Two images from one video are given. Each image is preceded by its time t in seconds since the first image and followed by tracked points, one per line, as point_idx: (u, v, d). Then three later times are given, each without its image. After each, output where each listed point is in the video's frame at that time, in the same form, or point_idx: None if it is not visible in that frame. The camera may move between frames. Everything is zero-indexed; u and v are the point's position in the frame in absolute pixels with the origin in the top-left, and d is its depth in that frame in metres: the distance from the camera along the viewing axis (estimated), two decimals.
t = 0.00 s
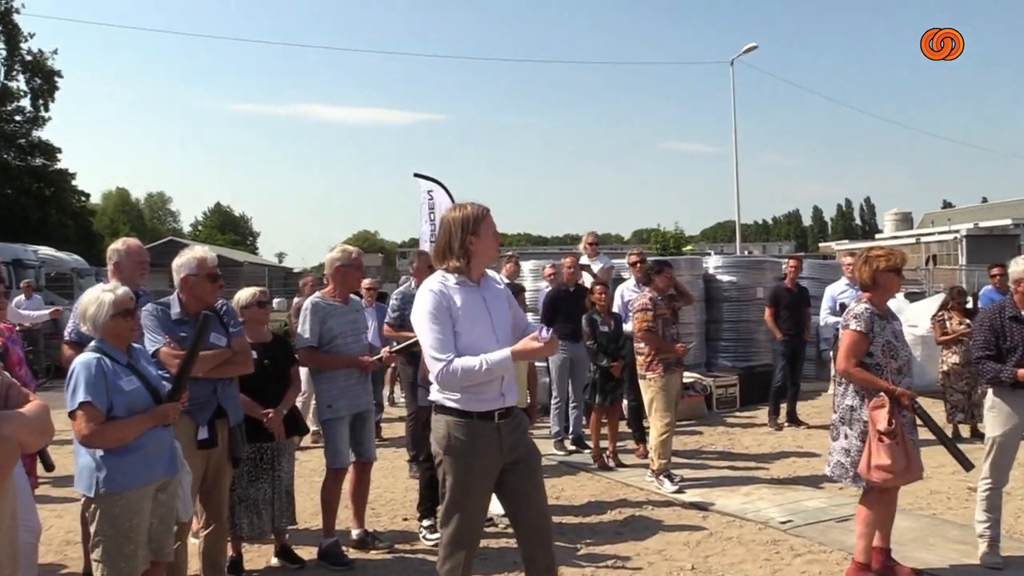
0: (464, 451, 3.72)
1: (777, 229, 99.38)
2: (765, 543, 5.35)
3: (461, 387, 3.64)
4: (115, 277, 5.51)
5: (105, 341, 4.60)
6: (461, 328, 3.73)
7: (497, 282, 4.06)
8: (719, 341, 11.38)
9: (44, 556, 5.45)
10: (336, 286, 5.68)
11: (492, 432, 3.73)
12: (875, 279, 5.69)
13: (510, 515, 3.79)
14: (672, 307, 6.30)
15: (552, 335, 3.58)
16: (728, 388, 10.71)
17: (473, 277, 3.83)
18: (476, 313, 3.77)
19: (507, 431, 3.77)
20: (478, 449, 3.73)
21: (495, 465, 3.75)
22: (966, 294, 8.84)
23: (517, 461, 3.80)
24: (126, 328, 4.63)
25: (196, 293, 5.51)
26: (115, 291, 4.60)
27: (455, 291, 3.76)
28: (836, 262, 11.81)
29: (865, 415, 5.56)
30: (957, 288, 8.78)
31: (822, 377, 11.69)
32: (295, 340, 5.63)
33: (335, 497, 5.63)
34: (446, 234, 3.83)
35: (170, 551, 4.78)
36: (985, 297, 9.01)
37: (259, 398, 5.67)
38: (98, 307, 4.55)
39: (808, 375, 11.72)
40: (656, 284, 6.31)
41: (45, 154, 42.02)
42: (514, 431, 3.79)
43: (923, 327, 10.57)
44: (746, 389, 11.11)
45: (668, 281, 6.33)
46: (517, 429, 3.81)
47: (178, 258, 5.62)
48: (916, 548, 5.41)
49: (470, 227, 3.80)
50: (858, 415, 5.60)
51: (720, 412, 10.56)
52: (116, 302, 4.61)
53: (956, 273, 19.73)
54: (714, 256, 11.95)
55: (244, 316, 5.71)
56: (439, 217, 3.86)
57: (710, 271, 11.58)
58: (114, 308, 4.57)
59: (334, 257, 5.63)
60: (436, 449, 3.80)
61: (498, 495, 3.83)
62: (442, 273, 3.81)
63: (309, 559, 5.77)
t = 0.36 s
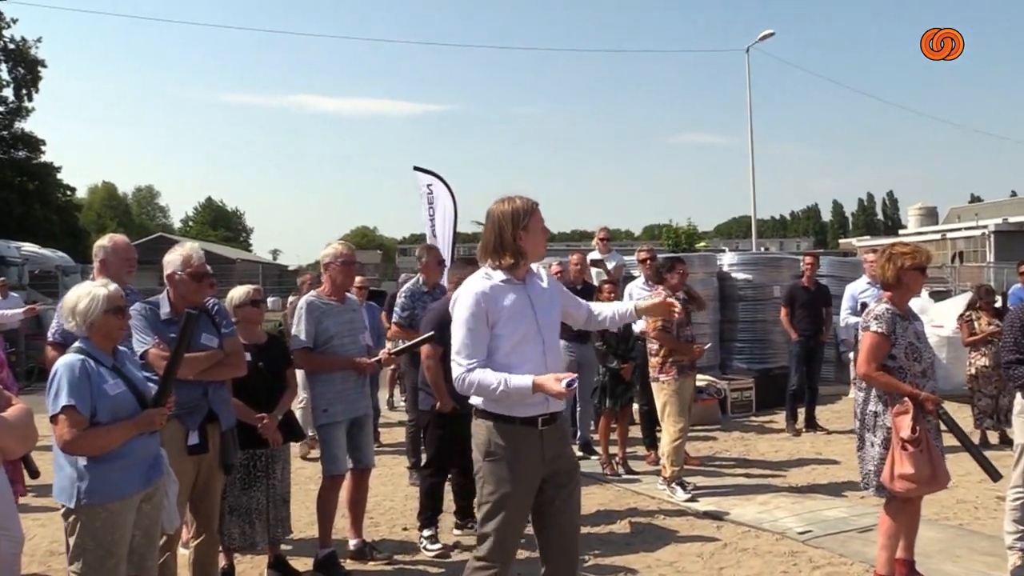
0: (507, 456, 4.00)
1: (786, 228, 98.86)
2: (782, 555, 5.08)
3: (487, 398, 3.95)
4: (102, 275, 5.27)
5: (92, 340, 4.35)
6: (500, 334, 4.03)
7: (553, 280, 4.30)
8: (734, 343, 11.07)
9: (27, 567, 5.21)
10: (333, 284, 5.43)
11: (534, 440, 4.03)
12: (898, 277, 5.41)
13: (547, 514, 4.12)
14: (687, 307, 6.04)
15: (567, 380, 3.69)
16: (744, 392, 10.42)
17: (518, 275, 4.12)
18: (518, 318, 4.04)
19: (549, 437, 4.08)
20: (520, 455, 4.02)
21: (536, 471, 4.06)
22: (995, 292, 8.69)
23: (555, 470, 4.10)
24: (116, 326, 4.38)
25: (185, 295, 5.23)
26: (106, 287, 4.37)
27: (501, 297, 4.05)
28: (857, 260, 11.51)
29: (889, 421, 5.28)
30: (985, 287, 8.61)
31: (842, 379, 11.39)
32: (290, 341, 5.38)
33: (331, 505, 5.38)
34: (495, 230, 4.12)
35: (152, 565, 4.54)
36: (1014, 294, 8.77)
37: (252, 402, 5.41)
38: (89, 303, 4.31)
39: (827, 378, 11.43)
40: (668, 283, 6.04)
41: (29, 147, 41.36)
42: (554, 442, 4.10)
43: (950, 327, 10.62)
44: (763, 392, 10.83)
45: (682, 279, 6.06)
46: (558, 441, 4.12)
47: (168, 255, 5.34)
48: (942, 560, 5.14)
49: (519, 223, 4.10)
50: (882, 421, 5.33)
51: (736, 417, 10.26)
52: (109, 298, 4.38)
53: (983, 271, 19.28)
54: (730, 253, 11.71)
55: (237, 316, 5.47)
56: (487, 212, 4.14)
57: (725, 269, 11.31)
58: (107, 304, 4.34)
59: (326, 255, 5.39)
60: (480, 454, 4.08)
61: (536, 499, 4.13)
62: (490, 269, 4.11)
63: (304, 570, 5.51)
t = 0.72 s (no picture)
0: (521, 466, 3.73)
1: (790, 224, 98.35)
2: (803, 572, 4.71)
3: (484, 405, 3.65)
4: (73, 272, 4.91)
5: (65, 341, 3.96)
6: (506, 334, 3.70)
7: (576, 269, 3.98)
8: (751, 345, 10.59)
9: None
10: (321, 282, 5.07)
11: (551, 449, 3.75)
12: (927, 274, 5.05)
13: (560, 529, 3.86)
14: (700, 307, 5.68)
15: (561, 404, 3.38)
16: (760, 397, 9.91)
17: (536, 271, 3.79)
18: (528, 319, 3.71)
19: (566, 447, 3.79)
20: (536, 464, 3.74)
21: (553, 481, 3.78)
22: None
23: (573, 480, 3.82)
24: (95, 329, 4.01)
25: (163, 295, 4.88)
26: (84, 285, 4.00)
27: (516, 292, 3.72)
28: (883, 255, 11.00)
29: (916, 430, 4.93)
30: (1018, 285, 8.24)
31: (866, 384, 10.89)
32: (274, 343, 5.02)
33: (319, 519, 5.02)
34: (512, 221, 3.77)
35: None
36: None
37: (234, 409, 5.05)
38: (64, 301, 3.93)
39: (851, 382, 10.99)
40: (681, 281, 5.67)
41: None
42: (571, 450, 3.82)
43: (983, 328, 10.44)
44: (781, 396, 10.30)
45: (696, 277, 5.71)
46: (576, 448, 3.85)
47: (144, 250, 5.00)
48: None
49: (540, 215, 3.75)
50: (908, 430, 4.97)
51: (751, 424, 9.76)
52: (86, 297, 4.01)
53: (1017, 269, 18.73)
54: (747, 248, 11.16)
55: (219, 316, 5.12)
56: (505, 202, 3.79)
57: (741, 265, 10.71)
58: (84, 303, 3.97)
59: (315, 250, 5.04)
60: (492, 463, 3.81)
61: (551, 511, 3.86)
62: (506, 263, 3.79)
63: None
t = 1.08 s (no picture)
0: (507, 478, 3.43)
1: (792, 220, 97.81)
2: None
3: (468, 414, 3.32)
4: (37, 269, 4.57)
5: (32, 342, 3.60)
6: (491, 336, 3.37)
7: (567, 262, 3.62)
8: (764, 346, 9.51)
9: None
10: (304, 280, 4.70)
11: (540, 458, 3.45)
12: (951, 270, 4.72)
13: (550, 548, 3.54)
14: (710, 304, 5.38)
15: (548, 414, 3.05)
16: (775, 403, 8.87)
17: (522, 268, 3.45)
18: (514, 319, 3.37)
19: (556, 459, 3.48)
20: (523, 476, 3.44)
21: (542, 496, 3.47)
22: None
23: (565, 492, 3.51)
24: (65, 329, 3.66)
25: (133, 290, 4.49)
26: (53, 281, 3.65)
27: (500, 290, 3.38)
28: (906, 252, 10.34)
29: (940, 438, 4.59)
30: None
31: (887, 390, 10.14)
32: (255, 345, 4.65)
33: (302, 533, 4.70)
34: (494, 213, 3.44)
35: None
36: None
37: (210, 416, 4.73)
38: (32, 298, 3.58)
39: (869, 386, 10.25)
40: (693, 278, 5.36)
41: None
42: (564, 459, 3.51)
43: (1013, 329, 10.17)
44: (797, 401, 9.23)
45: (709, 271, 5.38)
46: (569, 457, 3.54)
47: (112, 245, 4.65)
48: None
49: (526, 206, 3.41)
50: (931, 437, 4.64)
51: (765, 432, 8.74)
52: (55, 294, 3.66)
53: None
54: (756, 243, 10.09)
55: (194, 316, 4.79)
56: (487, 192, 3.46)
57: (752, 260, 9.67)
58: (54, 300, 3.62)
59: (301, 243, 4.66)
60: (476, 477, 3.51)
61: (541, 527, 3.55)
62: (490, 259, 3.44)
63: None
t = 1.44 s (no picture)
0: (499, 492, 3.13)
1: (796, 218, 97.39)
2: None
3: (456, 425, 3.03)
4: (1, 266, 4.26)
5: None
6: (478, 339, 3.07)
7: (560, 258, 3.32)
8: (778, 348, 8.95)
9: None
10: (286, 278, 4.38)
11: (535, 469, 3.14)
12: (978, 268, 4.41)
13: (546, 567, 3.23)
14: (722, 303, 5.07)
15: (538, 425, 2.77)
16: (790, 409, 8.60)
17: (512, 265, 3.15)
18: (503, 321, 3.07)
19: (553, 470, 3.17)
20: (516, 489, 3.13)
21: (538, 511, 3.16)
22: None
23: (562, 506, 3.20)
24: (35, 331, 3.35)
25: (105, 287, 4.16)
26: (19, 278, 3.35)
27: (486, 291, 3.08)
28: (931, 246, 9.92)
29: (967, 447, 4.29)
30: None
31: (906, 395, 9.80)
32: (234, 347, 4.33)
33: (284, 548, 4.39)
34: (479, 206, 3.15)
35: None
36: None
37: (186, 423, 4.43)
38: None
39: (893, 392, 9.86)
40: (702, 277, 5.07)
41: None
42: (562, 470, 3.20)
43: None
44: (814, 407, 8.87)
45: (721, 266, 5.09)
46: (567, 467, 3.23)
47: (82, 240, 4.29)
48: None
49: (514, 197, 3.11)
50: (958, 446, 4.33)
51: (780, 439, 8.51)
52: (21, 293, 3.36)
53: None
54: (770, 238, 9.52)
55: (169, 317, 4.48)
56: (471, 185, 3.17)
57: (767, 257, 9.14)
58: (19, 300, 3.31)
59: (284, 237, 4.32)
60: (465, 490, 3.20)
61: (537, 544, 3.24)
62: (475, 256, 3.14)
63: None
